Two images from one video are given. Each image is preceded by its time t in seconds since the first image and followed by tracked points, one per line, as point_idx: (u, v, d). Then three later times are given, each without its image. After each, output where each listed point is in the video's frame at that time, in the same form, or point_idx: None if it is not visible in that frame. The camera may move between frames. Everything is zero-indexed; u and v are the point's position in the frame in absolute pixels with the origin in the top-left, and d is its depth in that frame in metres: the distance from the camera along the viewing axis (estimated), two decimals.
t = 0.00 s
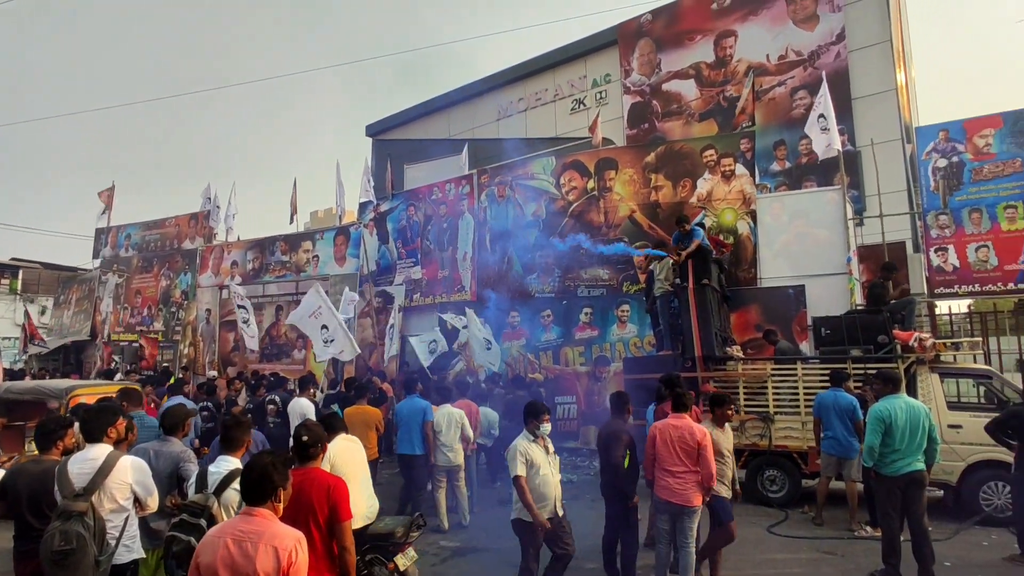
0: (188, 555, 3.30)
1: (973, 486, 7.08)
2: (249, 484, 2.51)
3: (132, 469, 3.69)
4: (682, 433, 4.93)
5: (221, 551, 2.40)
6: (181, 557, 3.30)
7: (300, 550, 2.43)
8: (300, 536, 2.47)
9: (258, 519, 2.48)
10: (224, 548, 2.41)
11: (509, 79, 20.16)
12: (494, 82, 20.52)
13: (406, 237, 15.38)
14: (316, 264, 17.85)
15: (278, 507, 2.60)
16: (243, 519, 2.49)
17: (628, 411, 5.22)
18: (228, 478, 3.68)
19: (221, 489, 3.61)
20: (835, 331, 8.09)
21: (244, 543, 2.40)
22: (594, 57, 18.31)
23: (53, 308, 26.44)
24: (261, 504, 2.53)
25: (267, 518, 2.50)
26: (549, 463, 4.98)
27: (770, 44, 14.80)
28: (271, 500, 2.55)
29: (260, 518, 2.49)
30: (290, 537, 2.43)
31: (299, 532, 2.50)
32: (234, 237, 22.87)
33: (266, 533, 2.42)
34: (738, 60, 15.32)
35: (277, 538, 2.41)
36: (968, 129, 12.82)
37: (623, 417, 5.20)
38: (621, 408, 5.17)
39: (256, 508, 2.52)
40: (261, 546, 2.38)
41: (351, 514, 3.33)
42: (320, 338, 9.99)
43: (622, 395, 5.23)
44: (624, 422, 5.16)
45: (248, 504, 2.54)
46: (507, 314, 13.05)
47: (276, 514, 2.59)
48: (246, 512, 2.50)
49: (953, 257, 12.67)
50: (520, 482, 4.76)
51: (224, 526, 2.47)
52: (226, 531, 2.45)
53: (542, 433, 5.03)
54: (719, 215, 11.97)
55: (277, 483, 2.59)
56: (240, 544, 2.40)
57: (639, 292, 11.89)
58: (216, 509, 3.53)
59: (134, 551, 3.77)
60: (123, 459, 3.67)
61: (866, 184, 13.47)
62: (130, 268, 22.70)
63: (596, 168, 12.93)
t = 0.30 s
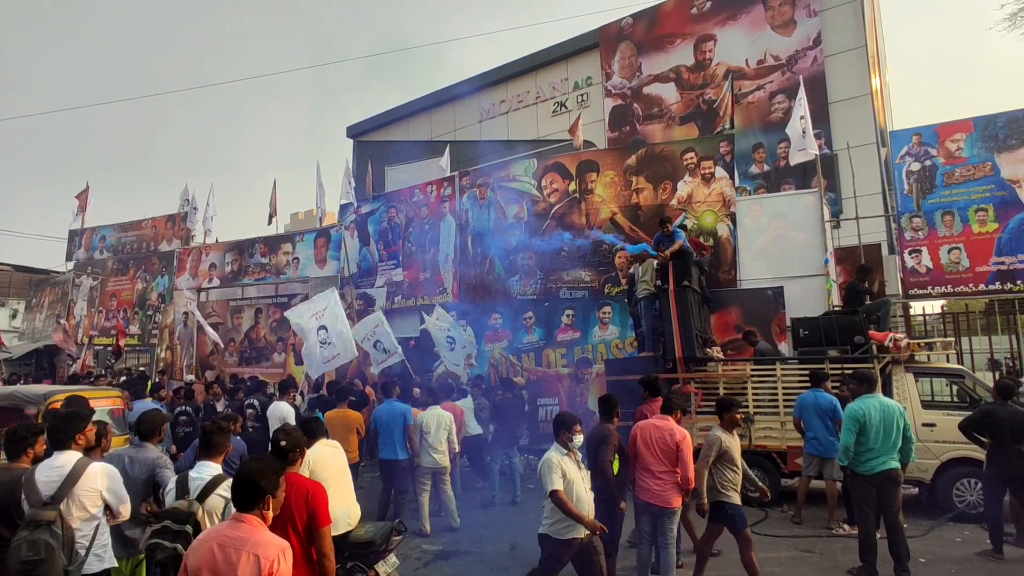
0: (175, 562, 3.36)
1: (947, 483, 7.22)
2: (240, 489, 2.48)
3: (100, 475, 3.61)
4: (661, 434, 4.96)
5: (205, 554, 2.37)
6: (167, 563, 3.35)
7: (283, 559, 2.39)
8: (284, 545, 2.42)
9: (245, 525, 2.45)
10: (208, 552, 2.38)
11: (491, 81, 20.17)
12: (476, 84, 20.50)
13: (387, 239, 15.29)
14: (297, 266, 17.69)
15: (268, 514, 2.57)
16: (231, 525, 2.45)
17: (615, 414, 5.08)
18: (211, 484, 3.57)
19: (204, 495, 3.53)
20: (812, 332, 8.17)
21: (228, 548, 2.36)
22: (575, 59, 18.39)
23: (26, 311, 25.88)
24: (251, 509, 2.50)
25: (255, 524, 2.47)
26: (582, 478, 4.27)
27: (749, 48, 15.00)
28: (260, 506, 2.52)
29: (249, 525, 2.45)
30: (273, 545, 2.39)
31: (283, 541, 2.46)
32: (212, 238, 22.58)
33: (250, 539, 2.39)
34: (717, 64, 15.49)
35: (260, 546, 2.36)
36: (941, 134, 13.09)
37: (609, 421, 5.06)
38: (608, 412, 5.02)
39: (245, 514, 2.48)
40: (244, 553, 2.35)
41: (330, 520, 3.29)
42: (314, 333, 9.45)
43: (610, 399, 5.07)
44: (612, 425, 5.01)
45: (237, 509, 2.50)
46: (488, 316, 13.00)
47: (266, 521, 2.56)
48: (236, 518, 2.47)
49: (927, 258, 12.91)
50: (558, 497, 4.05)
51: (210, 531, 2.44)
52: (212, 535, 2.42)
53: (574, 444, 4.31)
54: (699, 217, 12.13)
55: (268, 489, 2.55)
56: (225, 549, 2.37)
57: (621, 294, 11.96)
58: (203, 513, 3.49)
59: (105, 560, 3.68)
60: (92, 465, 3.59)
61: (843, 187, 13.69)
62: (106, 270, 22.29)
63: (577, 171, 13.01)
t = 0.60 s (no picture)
0: (171, 567, 3.02)
1: (926, 479, 7.33)
2: (254, 485, 2.48)
3: (67, 478, 3.57)
4: (651, 435, 4.91)
5: (211, 548, 2.36)
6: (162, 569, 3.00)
7: (287, 559, 2.37)
8: (288, 546, 2.41)
9: (255, 522, 2.44)
10: (214, 546, 2.37)
11: (477, 80, 20.15)
12: (462, 83, 20.46)
13: (373, 238, 15.18)
14: (281, 265, 17.53)
15: (277, 513, 2.57)
16: (241, 522, 2.45)
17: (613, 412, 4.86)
18: (197, 486, 3.53)
19: (191, 496, 3.46)
20: (796, 331, 8.25)
21: (233, 544, 2.35)
22: (561, 59, 18.42)
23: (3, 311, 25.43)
24: (261, 508, 2.49)
25: (265, 524, 2.46)
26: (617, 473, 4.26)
27: (733, 50, 15.11)
28: (271, 506, 2.51)
29: (259, 523, 2.44)
30: (277, 546, 2.37)
31: (288, 543, 2.44)
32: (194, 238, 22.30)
33: (258, 536, 2.38)
34: (702, 65, 15.60)
35: (264, 545, 2.35)
36: (921, 135, 13.28)
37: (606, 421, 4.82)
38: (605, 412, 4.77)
39: (256, 512, 2.47)
40: (249, 549, 2.34)
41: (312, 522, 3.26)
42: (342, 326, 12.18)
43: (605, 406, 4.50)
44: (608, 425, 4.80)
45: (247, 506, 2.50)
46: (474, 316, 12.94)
47: (274, 521, 2.55)
48: (246, 515, 2.46)
49: (907, 258, 13.08)
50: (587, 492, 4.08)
51: (218, 526, 2.43)
52: (220, 530, 2.41)
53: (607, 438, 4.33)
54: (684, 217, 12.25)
55: (280, 488, 2.55)
56: (230, 545, 2.36)
57: (606, 293, 11.95)
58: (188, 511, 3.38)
59: (74, 567, 3.60)
60: (59, 468, 3.56)
61: (825, 187, 13.84)
62: (85, 270, 21.91)
63: (563, 171, 13.05)
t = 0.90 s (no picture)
0: (159, 566, 2.94)
1: (901, 473, 7.47)
2: (261, 482, 2.44)
3: (26, 477, 3.52)
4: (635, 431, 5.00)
5: (210, 541, 2.35)
6: (152, 569, 2.92)
7: (282, 560, 2.33)
8: (284, 546, 2.37)
9: (256, 520, 2.41)
10: (213, 539, 2.35)
11: (460, 76, 20.08)
12: (445, 79, 20.40)
13: (354, 235, 15.05)
14: (261, 261, 17.34)
15: (281, 511, 2.53)
16: (242, 517, 2.42)
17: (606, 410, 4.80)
18: (172, 485, 3.47)
19: (168, 495, 3.41)
20: (775, 327, 8.35)
21: (231, 540, 2.32)
22: (545, 55, 18.41)
23: None
24: (264, 506, 2.45)
25: (267, 522, 2.42)
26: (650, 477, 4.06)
27: (715, 48, 15.21)
28: (275, 504, 2.48)
29: (260, 521, 2.41)
30: (273, 546, 2.34)
31: (285, 543, 2.40)
32: (172, 233, 21.96)
33: (256, 535, 2.35)
34: (684, 62, 15.68)
35: (260, 544, 2.32)
36: (897, 135, 13.49)
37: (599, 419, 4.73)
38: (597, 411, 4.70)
39: (258, 509, 2.44)
40: (245, 547, 2.31)
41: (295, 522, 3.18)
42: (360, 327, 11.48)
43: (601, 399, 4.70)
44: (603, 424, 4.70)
45: (249, 502, 2.47)
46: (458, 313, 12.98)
47: (277, 519, 2.52)
48: (247, 512, 2.43)
49: (884, 256, 13.27)
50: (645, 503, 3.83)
51: (219, 521, 2.41)
52: (221, 525, 2.39)
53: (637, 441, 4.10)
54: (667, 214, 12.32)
55: (286, 487, 2.51)
56: (228, 540, 2.33)
57: (589, 289, 11.98)
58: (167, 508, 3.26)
59: (32, 570, 3.54)
60: (18, 467, 3.52)
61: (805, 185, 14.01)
62: (59, 266, 21.46)
63: (546, 168, 13.09)
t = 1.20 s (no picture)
0: (149, 562, 2.91)
1: (888, 468, 7.55)
2: (259, 478, 2.44)
3: (15, 477, 3.49)
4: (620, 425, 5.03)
5: (205, 534, 2.34)
6: (142, 565, 2.89)
7: (275, 556, 2.32)
8: (277, 543, 2.35)
9: (250, 515, 2.39)
10: (208, 533, 2.35)
11: (451, 72, 20.01)
12: (436, 74, 20.32)
13: (345, 231, 15.00)
14: (251, 256, 17.24)
15: (277, 506, 2.52)
16: (237, 512, 2.41)
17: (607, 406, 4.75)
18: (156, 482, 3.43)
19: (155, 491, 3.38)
20: (765, 323, 8.44)
21: (226, 535, 2.32)
22: (537, 51, 18.38)
23: None
24: (259, 502, 2.44)
25: (261, 518, 2.41)
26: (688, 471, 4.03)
27: (707, 45, 15.25)
28: (270, 499, 2.46)
29: (254, 516, 2.39)
30: (265, 542, 2.32)
31: (279, 540, 2.39)
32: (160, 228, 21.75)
33: (251, 529, 2.34)
34: (676, 59, 15.71)
35: (253, 540, 2.30)
36: (886, 133, 13.59)
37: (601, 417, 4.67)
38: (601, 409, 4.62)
39: (253, 505, 2.43)
40: (239, 542, 2.30)
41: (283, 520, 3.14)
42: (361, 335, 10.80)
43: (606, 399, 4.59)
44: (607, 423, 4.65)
45: (244, 497, 2.46)
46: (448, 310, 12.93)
47: (272, 514, 2.51)
48: (242, 507, 2.42)
49: (872, 253, 13.33)
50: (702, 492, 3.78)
51: (216, 515, 2.41)
52: (217, 518, 2.39)
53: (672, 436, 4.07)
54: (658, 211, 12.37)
55: (283, 485, 2.51)
56: (222, 535, 2.32)
57: (580, 286, 11.98)
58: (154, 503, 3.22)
59: (20, 570, 3.49)
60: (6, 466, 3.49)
61: (795, 183, 14.09)
62: (44, 261, 21.20)
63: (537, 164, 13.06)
